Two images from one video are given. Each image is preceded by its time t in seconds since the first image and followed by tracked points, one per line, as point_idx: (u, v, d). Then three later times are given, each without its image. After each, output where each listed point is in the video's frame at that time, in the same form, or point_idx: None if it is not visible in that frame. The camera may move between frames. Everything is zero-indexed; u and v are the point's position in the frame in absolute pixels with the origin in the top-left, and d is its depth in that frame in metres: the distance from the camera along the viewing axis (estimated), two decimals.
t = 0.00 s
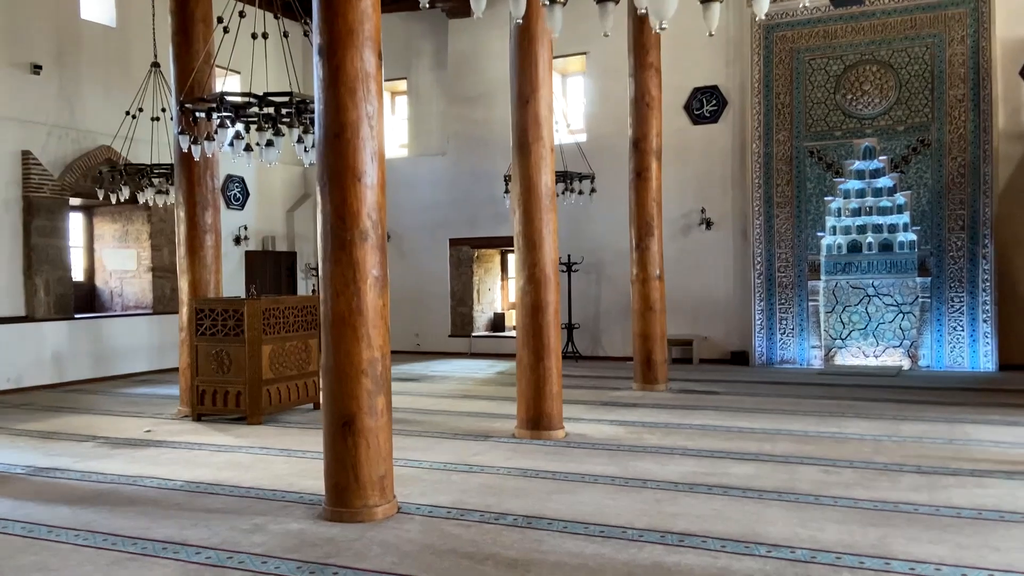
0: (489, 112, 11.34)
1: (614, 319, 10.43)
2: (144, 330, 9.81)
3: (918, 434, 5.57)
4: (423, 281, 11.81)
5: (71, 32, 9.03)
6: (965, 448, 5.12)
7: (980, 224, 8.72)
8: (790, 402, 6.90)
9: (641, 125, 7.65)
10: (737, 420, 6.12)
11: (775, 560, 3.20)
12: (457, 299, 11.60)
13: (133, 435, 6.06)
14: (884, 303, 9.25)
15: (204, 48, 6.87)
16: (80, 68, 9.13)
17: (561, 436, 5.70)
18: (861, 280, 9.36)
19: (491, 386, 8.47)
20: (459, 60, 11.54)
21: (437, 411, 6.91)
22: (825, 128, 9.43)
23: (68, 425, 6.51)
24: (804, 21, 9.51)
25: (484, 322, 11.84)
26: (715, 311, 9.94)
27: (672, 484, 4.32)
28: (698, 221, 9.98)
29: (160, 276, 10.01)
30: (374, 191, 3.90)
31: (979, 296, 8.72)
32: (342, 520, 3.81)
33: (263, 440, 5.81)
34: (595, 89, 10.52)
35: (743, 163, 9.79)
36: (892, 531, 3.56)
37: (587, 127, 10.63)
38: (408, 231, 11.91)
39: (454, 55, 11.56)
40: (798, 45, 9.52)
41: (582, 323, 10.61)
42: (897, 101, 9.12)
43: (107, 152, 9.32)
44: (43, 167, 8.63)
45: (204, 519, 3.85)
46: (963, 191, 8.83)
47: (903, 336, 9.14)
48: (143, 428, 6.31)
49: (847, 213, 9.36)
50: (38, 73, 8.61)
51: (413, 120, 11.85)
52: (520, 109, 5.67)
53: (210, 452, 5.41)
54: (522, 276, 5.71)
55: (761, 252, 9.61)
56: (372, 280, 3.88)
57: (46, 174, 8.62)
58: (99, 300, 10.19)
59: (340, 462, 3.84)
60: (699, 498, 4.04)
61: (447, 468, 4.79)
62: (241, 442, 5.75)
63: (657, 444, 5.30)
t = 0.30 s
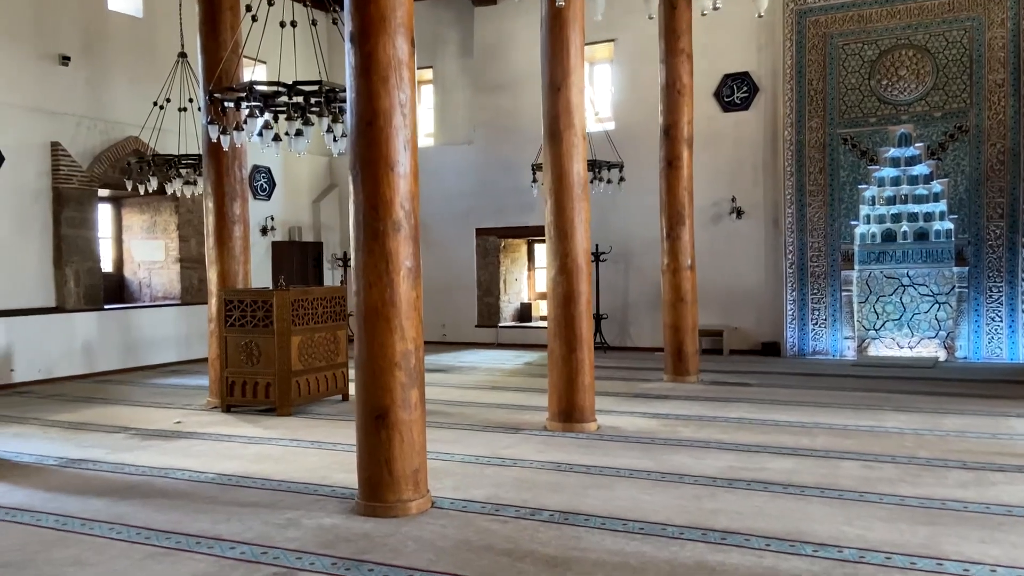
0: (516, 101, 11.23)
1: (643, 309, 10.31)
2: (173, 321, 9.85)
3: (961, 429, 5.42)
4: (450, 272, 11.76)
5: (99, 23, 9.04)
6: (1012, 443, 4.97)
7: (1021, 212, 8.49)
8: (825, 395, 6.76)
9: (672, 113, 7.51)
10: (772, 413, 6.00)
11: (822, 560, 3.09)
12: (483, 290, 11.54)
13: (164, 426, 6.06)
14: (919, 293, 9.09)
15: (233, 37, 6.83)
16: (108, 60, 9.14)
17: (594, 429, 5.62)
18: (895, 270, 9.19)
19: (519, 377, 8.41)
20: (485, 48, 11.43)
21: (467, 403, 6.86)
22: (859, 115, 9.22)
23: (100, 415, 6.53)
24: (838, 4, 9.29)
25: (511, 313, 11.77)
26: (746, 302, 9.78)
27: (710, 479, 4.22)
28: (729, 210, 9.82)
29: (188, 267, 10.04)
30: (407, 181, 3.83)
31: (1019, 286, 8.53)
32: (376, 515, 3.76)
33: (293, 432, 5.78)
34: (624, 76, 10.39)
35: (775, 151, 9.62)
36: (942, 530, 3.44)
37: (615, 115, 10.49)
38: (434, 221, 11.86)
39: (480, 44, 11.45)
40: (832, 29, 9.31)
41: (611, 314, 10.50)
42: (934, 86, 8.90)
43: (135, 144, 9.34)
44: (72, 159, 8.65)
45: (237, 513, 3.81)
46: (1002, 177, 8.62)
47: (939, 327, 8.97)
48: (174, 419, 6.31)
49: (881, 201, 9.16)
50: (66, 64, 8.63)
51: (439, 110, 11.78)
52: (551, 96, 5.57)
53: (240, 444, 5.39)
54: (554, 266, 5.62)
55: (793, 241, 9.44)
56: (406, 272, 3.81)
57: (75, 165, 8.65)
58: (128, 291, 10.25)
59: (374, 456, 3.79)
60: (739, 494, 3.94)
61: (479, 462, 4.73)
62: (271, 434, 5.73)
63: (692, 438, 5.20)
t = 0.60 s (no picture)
0: (539, 90, 11.12)
1: (667, 300, 10.20)
2: (196, 311, 9.86)
3: (1000, 423, 5.28)
4: (472, 262, 11.69)
5: (122, 14, 9.03)
6: None
7: None
8: (856, 388, 6.63)
9: (700, 100, 7.37)
10: (804, 406, 5.88)
11: (866, 558, 3.00)
12: (506, 280, 11.47)
13: (189, 417, 6.05)
14: (951, 284, 8.89)
15: (256, 25, 6.78)
16: (131, 50, 9.13)
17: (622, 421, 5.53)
18: (926, 260, 9.00)
19: (543, 368, 8.34)
20: (508, 36, 11.32)
21: (491, 394, 6.79)
22: (890, 102, 9.04)
23: (125, 405, 6.54)
24: None
25: (533, 304, 11.70)
26: (773, 292, 9.64)
27: (745, 473, 4.12)
28: (756, 199, 9.66)
29: (211, 257, 10.06)
30: (436, 169, 3.76)
31: None
32: (405, 509, 3.71)
33: (318, 423, 5.75)
34: (649, 64, 10.25)
35: (803, 140, 9.45)
36: (989, 528, 3.32)
37: (639, 104, 10.35)
38: (456, 211, 11.80)
39: (503, 32, 11.34)
40: (863, 15, 9.12)
41: (635, 305, 10.40)
42: (967, 73, 8.69)
43: (158, 134, 9.35)
44: (96, 149, 8.66)
45: (264, 506, 3.77)
46: None
47: (971, 318, 8.80)
48: (199, 409, 6.30)
49: (912, 190, 8.99)
50: (89, 54, 8.63)
51: (461, 99, 11.69)
52: (579, 83, 5.47)
53: (265, 435, 5.37)
54: (582, 256, 5.53)
55: (821, 231, 9.28)
56: (435, 262, 3.75)
57: (98, 156, 8.66)
58: (152, 281, 10.28)
59: (402, 449, 3.73)
60: (774, 489, 3.84)
61: (507, 454, 4.67)
62: (296, 425, 5.70)
63: (722, 431, 5.10)
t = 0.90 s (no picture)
0: (565, 76, 10.99)
1: (695, 290, 10.06)
2: (223, 300, 9.90)
3: None
4: (496, 251, 11.63)
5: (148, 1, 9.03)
6: None
7: None
8: (890, 379, 6.50)
9: (731, 85, 7.22)
10: (837, 398, 5.76)
11: (913, 557, 2.90)
12: (530, 270, 11.39)
13: (217, 405, 6.05)
14: (987, 274, 8.70)
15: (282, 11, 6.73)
16: (157, 38, 9.14)
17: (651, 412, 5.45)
18: (962, 249, 8.80)
19: (569, 358, 8.26)
20: (534, 23, 11.20)
21: (517, 384, 6.73)
22: (926, 87, 8.83)
23: (153, 393, 6.56)
24: None
25: (558, 293, 11.62)
26: (803, 282, 9.47)
27: (781, 467, 4.03)
28: (786, 186, 9.49)
29: (238, 246, 10.09)
30: (465, 154, 3.68)
31: None
32: (434, 500, 3.66)
33: (344, 412, 5.72)
34: (677, 50, 10.10)
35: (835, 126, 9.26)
36: None
37: (667, 90, 10.20)
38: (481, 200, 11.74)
39: (528, 18, 11.23)
40: None
41: (661, 294, 10.28)
42: (1006, 56, 8.50)
43: (186, 122, 9.35)
44: (124, 137, 8.69)
45: (293, 496, 3.74)
46: None
47: (1008, 308, 8.62)
48: (226, 398, 6.30)
49: (948, 177, 8.79)
50: (116, 42, 8.64)
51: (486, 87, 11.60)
52: (609, 68, 5.37)
53: (292, 423, 5.35)
54: (611, 245, 5.44)
55: (854, 219, 9.10)
56: (464, 249, 3.68)
57: (126, 144, 8.69)
58: (178, 270, 10.32)
59: (431, 439, 3.68)
60: (812, 484, 3.75)
61: (536, 445, 4.60)
62: (323, 414, 5.67)
63: (755, 424, 5.00)
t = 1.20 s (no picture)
0: (587, 66, 10.82)
1: (719, 283, 9.88)
2: (243, 292, 9.85)
3: None
4: (517, 243, 11.50)
5: None
6: None
7: None
8: (924, 376, 6.30)
9: (760, 73, 7.03)
10: (870, 396, 5.58)
11: (961, 567, 2.75)
12: (551, 262, 11.25)
13: (235, 399, 5.98)
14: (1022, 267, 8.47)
15: None
16: (176, 28, 9.07)
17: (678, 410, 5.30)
18: (995, 242, 8.58)
19: (591, 352, 8.12)
20: (555, 11, 11.04)
21: (540, 379, 6.61)
22: (959, 76, 8.58)
23: (172, 386, 6.51)
24: None
25: (579, 286, 11.47)
26: (830, 275, 9.27)
27: (816, 469, 3.88)
28: (814, 177, 9.29)
29: (257, 237, 10.03)
30: (490, 143, 3.55)
31: None
32: (456, 501, 3.54)
33: (364, 407, 5.62)
34: (702, 39, 9.91)
35: (865, 115, 9.03)
36: None
37: (692, 79, 10.00)
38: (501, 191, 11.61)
39: (550, 7, 11.06)
40: None
41: (684, 288, 10.10)
42: None
43: (203, 113, 9.29)
44: (143, 128, 8.63)
45: (312, 495, 3.64)
46: None
47: None
48: (245, 391, 6.23)
49: (982, 168, 8.56)
50: (136, 32, 8.59)
51: (506, 77, 11.45)
52: (635, 55, 5.21)
53: (311, 419, 5.26)
54: (637, 238, 5.29)
55: (884, 211, 8.86)
56: (488, 242, 3.55)
57: (146, 135, 8.64)
58: (198, 262, 10.29)
59: (454, 437, 3.56)
60: (849, 487, 3.60)
61: (560, 444, 4.48)
62: (342, 409, 5.58)
63: (786, 422, 4.84)
